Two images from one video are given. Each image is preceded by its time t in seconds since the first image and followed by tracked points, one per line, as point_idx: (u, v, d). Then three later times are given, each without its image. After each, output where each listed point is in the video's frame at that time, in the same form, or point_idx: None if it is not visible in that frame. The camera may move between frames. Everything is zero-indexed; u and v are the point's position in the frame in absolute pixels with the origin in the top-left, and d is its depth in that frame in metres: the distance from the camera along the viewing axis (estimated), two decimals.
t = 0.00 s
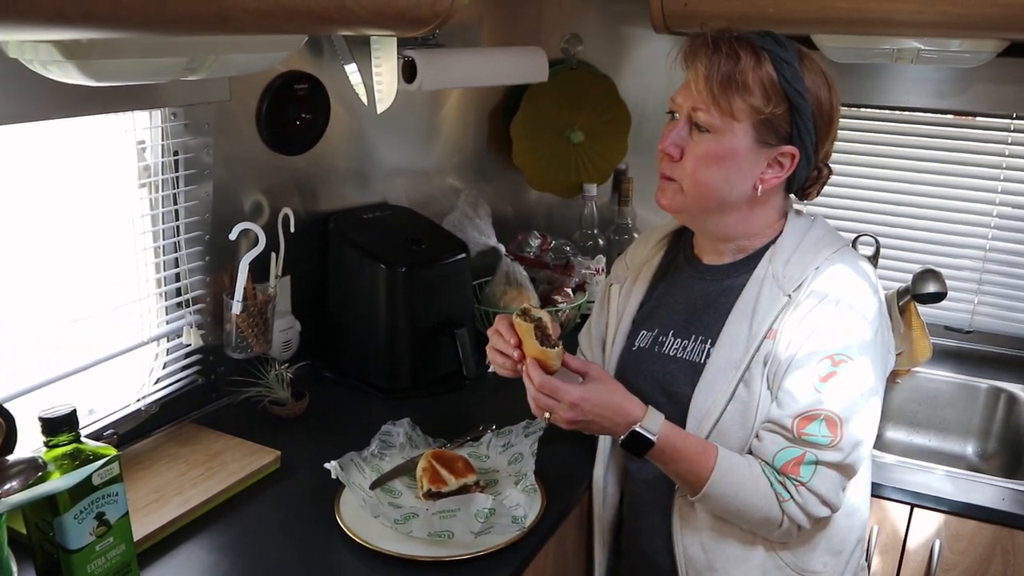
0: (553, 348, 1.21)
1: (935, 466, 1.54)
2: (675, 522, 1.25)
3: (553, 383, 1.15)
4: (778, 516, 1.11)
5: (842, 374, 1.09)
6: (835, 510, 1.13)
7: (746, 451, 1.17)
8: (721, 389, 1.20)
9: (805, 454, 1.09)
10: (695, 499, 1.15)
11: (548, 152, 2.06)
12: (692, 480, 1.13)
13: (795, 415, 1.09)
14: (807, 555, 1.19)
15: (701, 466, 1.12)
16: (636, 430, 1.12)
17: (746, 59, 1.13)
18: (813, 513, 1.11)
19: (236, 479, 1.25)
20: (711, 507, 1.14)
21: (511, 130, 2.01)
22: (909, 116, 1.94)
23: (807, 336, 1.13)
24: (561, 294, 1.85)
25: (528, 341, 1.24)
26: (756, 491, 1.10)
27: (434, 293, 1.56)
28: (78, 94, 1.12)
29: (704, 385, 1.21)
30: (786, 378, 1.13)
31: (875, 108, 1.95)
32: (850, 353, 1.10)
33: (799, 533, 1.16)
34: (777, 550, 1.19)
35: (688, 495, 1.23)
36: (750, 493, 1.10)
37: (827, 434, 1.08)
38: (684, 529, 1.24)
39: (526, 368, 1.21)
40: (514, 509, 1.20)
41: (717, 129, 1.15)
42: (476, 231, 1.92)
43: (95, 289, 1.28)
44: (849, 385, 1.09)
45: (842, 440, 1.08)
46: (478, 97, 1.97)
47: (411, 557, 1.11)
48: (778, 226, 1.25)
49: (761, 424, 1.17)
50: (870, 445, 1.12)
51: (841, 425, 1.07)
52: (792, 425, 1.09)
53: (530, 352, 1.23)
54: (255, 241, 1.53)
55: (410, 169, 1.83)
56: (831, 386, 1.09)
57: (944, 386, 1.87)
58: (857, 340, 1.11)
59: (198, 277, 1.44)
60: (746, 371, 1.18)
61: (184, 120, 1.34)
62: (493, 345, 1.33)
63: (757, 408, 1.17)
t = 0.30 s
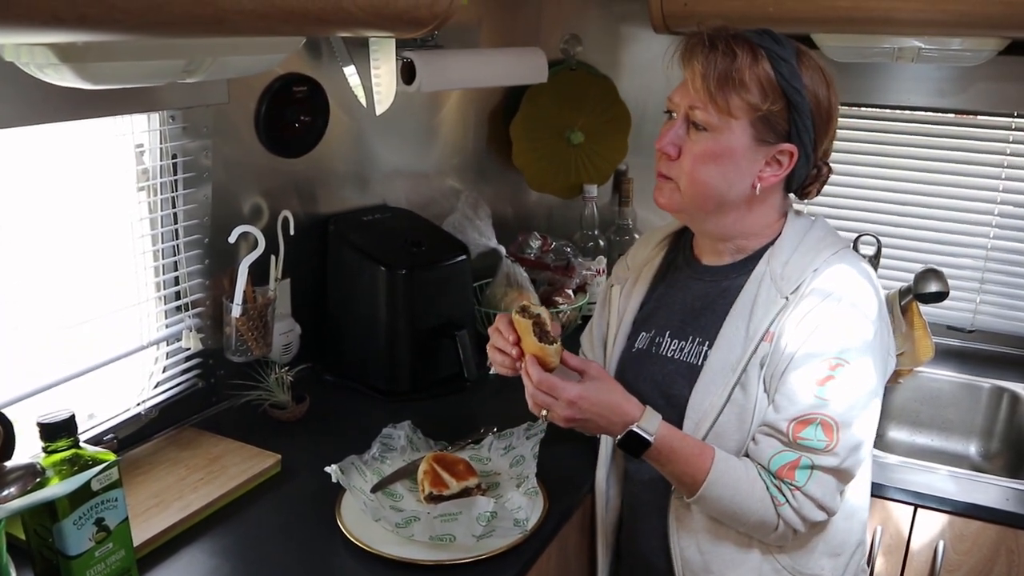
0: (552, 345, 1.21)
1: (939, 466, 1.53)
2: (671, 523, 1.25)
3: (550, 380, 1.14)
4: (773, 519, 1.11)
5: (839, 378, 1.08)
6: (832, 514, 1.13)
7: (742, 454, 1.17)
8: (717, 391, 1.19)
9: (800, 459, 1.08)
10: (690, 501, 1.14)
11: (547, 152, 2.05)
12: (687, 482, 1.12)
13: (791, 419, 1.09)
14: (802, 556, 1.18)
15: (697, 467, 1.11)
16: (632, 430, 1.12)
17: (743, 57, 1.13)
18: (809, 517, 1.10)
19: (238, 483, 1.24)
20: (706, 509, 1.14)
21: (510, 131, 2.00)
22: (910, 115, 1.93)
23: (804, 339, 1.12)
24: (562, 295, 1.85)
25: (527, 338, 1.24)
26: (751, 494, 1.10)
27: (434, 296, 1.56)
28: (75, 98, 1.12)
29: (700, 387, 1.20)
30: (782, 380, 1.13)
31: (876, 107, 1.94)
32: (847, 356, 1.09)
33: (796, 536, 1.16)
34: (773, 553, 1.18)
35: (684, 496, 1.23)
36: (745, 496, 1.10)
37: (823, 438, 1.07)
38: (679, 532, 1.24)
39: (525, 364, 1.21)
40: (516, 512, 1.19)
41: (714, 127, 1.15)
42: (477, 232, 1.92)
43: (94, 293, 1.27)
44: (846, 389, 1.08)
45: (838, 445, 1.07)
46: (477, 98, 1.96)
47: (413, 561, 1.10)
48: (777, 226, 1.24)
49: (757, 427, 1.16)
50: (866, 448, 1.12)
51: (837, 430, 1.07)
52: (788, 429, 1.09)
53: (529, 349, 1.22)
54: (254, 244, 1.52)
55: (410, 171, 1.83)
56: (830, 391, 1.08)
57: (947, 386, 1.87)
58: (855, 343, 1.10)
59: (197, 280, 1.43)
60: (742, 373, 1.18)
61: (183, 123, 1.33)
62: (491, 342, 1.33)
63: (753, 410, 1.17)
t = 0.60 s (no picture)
0: (551, 340, 1.21)
1: (941, 464, 1.53)
2: (666, 523, 1.24)
3: (548, 377, 1.13)
4: (768, 521, 1.10)
5: (836, 380, 1.08)
6: (827, 516, 1.13)
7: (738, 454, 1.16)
8: (713, 391, 1.19)
9: (795, 461, 1.08)
10: (686, 500, 1.14)
11: (547, 151, 2.05)
12: (683, 482, 1.11)
13: (786, 421, 1.08)
14: (798, 556, 1.17)
15: (693, 467, 1.11)
16: (629, 429, 1.11)
17: (738, 56, 1.13)
18: (803, 519, 1.10)
19: (238, 484, 1.24)
20: (701, 509, 1.13)
21: (510, 130, 2.00)
22: (910, 113, 1.92)
23: (800, 341, 1.12)
24: (562, 294, 1.84)
25: (527, 333, 1.23)
26: (746, 495, 1.09)
27: (434, 296, 1.55)
28: (73, 98, 1.11)
29: (696, 387, 1.20)
30: (778, 382, 1.12)
31: (875, 104, 1.94)
32: (844, 358, 1.09)
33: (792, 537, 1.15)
34: (768, 554, 1.17)
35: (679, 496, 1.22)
36: (740, 497, 1.09)
37: (818, 440, 1.07)
38: (674, 531, 1.23)
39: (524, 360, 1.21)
40: (517, 513, 1.19)
41: (711, 126, 1.14)
42: (477, 232, 1.92)
43: (93, 294, 1.27)
44: (842, 391, 1.08)
45: (832, 447, 1.07)
46: (477, 97, 1.96)
47: (414, 561, 1.10)
48: (776, 226, 1.23)
49: (753, 429, 1.16)
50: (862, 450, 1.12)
51: (832, 432, 1.07)
52: (782, 431, 1.08)
53: (529, 344, 1.22)
54: (253, 244, 1.52)
55: (410, 170, 1.82)
56: (827, 393, 1.08)
57: (948, 383, 1.86)
58: (853, 344, 1.10)
59: (197, 281, 1.43)
60: (738, 374, 1.17)
61: (181, 123, 1.33)
62: (491, 338, 1.31)
63: (749, 411, 1.16)
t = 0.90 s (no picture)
0: (553, 335, 1.21)
1: (941, 461, 1.53)
2: (665, 521, 1.24)
3: (549, 372, 1.14)
4: (766, 518, 1.10)
5: (835, 379, 1.08)
6: (825, 514, 1.12)
7: (737, 452, 1.16)
8: (713, 389, 1.19)
9: (793, 459, 1.08)
10: (684, 498, 1.14)
11: (546, 150, 2.05)
12: (681, 479, 1.11)
13: (785, 420, 1.08)
14: (798, 554, 1.17)
15: (692, 465, 1.10)
16: (629, 426, 1.11)
17: (737, 55, 1.12)
18: (802, 517, 1.10)
19: (239, 484, 1.24)
20: (700, 506, 1.13)
21: (509, 129, 2.00)
22: (910, 110, 1.92)
23: (800, 339, 1.12)
24: (562, 293, 1.84)
25: (528, 327, 1.23)
26: (745, 493, 1.09)
27: (433, 295, 1.55)
28: (73, 98, 1.11)
29: (695, 385, 1.20)
30: (778, 380, 1.12)
31: (875, 102, 1.93)
32: (844, 356, 1.09)
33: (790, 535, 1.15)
34: (765, 551, 1.17)
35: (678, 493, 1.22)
36: (739, 495, 1.09)
37: (816, 438, 1.07)
38: (672, 529, 1.23)
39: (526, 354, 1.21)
40: (519, 511, 1.19)
41: (710, 126, 1.14)
42: (476, 230, 1.92)
43: (93, 295, 1.27)
44: (842, 389, 1.07)
45: (832, 446, 1.07)
46: (476, 96, 1.96)
47: (415, 561, 1.10)
48: (776, 225, 1.23)
49: (752, 426, 1.16)
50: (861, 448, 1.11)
51: (831, 430, 1.07)
52: (781, 429, 1.08)
53: (530, 339, 1.22)
54: (253, 244, 1.52)
55: (409, 170, 1.82)
56: (828, 391, 1.07)
57: (948, 380, 1.86)
58: (853, 343, 1.10)
59: (197, 281, 1.43)
60: (738, 372, 1.17)
61: (180, 123, 1.33)
62: (494, 334, 1.31)
63: (748, 409, 1.16)
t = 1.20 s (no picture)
0: (553, 334, 1.21)
1: (942, 459, 1.53)
2: (665, 519, 1.24)
3: (549, 372, 1.14)
4: (767, 517, 1.10)
5: (836, 376, 1.08)
6: (825, 512, 1.12)
7: (737, 450, 1.16)
8: (713, 387, 1.19)
9: (794, 457, 1.08)
10: (684, 496, 1.14)
11: (546, 148, 2.04)
12: (681, 478, 1.11)
13: (785, 418, 1.08)
14: (798, 552, 1.17)
15: (692, 464, 1.10)
16: (629, 425, 1.10)
17: (733, 55, 1.12)
18: (802, 515, 1.10)
19: (239, 484, 1.24)
20: (700, 505, 1.13)
21: (509, 127, 2.00)
22: (910, 108, 1.92)
23: (800, 337, 1.12)
24: (562, 292, 1.84)
25: (529, 326, 1.23)
26: (745, 492, 1.09)
27: (433, 294, 1.55)
28: (73, 98, 1.11)
29: (696, 383, 1.20)
30: (778, 378, 1.12)
31: (875, 99, 1.93)
32: (845, 354, 1.09)
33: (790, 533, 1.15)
34: (766, 549, 1.17)
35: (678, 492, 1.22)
36: (739, 493, 1.09)
37: (817, 436, 1.07)
38: (673, 528, 1.23)
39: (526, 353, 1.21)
40: (520, 511, 1.19)
41: (707, 126, 1.14)
42: (476, 229, 1.91)
43: (93, 295, 1.27)
44: (842, 387, 1.07)
45: (832, 444, 1.07)
46: (476, 95, 1.96)
47: (416, 560, 1.10)
48: (777, 222, 1.23)
49: (752, 424, 1.16)
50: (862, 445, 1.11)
51: (831, 428, 1.06)
52: (781, 428, 1.08)
53: (530, 338, 1.22)
54: (253, 243, 1.52)
55: (409, 169, 1.82)
56: (828, 389, 1.07)
57: (948, 378, 1.86)
58: (853, 340, 1.10)
59: (197, 280, 1.43)
60: (738, 370, 1.17)
61: (180, 122, 1.32)
62: (495, 332, 1.31)
63: (748, 407, 1.16)
